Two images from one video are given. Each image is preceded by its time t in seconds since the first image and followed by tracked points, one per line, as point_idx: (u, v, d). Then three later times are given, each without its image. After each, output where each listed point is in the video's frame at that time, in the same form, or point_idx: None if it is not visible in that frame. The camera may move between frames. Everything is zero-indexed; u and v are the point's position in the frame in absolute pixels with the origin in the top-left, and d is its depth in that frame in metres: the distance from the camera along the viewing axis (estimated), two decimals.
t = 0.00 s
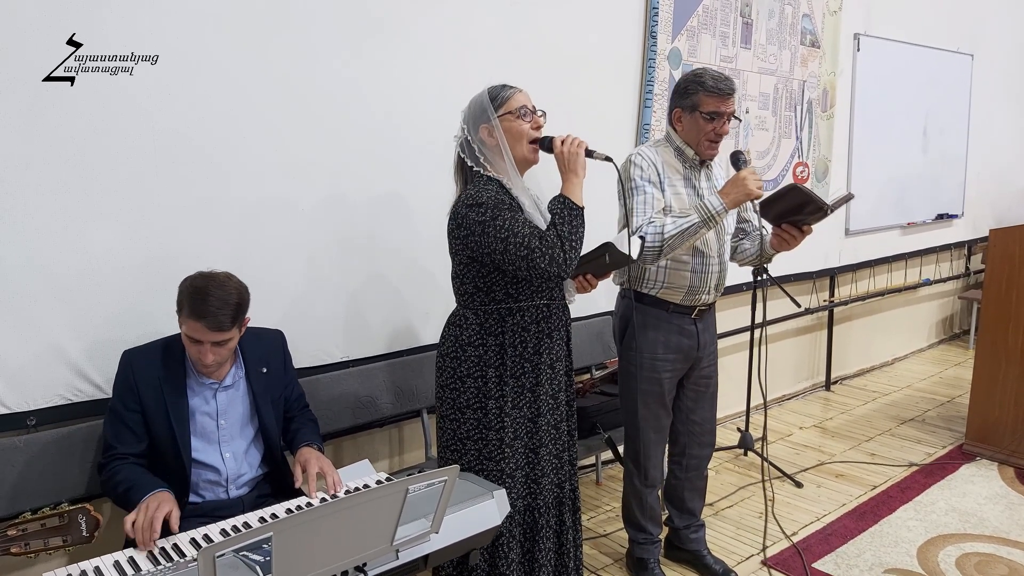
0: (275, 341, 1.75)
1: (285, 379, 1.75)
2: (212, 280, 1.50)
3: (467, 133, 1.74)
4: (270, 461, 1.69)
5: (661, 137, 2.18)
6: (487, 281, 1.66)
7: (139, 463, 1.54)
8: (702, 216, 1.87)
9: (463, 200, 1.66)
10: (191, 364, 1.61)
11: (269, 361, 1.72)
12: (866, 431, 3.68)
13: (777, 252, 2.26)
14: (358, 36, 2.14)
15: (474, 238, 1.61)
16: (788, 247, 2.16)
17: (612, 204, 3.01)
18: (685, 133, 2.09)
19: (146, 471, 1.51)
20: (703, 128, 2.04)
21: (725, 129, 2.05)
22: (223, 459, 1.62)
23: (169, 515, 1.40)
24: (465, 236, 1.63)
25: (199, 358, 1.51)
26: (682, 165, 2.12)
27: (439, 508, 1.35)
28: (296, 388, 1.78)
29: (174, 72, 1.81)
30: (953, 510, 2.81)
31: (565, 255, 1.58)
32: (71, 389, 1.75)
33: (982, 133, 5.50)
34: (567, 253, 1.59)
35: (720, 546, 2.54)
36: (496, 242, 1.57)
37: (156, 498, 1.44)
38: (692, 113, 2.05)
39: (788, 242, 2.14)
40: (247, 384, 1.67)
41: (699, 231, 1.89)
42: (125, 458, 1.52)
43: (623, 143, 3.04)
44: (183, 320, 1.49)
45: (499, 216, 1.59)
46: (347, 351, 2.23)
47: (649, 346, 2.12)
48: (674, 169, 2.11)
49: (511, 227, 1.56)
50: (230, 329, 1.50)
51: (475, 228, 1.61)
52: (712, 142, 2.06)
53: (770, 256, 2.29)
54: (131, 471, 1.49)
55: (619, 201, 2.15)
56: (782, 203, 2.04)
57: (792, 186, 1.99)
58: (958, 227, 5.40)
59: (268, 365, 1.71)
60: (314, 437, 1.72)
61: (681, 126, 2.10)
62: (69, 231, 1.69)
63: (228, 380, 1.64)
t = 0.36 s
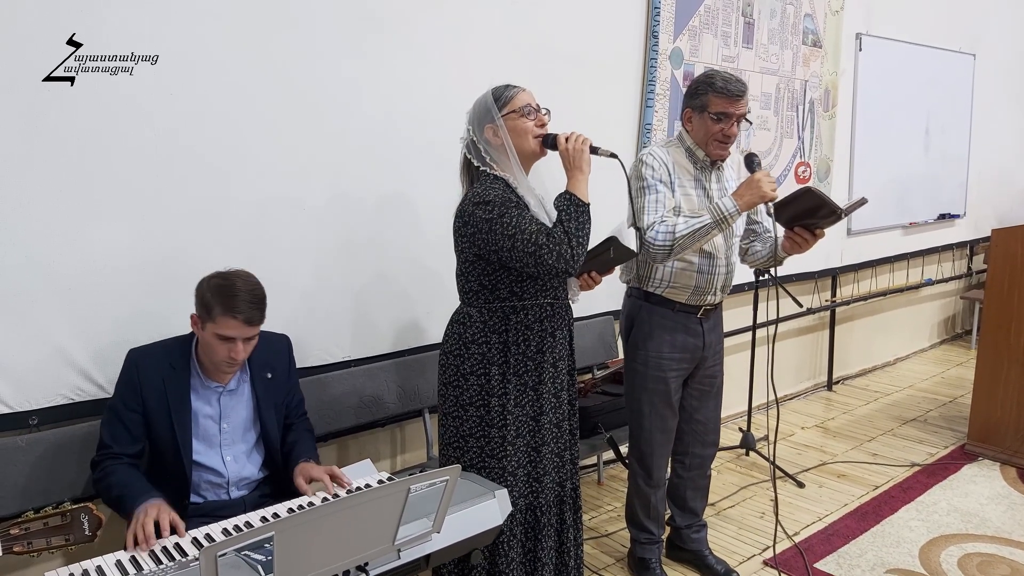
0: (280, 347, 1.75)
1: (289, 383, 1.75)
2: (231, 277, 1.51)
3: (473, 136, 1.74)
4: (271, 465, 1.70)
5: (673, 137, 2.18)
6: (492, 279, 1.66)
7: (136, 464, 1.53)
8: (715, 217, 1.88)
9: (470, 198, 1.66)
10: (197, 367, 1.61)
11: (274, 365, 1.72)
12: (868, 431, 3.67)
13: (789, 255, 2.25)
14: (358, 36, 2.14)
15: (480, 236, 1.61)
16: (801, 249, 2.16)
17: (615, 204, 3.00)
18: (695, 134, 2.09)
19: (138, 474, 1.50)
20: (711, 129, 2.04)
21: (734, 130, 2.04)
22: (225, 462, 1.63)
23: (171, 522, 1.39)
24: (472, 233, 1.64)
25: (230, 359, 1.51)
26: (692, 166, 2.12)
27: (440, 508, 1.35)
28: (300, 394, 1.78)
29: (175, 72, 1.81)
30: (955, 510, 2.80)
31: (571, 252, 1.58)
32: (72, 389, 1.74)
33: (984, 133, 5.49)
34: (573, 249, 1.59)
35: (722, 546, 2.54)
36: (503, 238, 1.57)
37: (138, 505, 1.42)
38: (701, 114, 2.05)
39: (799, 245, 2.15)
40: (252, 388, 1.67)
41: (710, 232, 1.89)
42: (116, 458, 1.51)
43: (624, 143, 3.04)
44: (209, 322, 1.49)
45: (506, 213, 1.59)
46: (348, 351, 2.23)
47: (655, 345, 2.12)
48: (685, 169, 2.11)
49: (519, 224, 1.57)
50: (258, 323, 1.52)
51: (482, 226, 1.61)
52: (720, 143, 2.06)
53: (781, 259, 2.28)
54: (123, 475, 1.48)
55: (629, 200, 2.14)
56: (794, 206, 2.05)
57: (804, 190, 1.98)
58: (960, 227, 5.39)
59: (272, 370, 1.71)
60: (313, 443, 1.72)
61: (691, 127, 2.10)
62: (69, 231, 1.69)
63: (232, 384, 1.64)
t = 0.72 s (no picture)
0: (286, 352, 1.75)
1: (294, 390, 1.75)
2: (237, 281, 1.51)
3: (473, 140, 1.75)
4: (273, 472, 1.70)
5: (679, 138, 2.18)
6: (493, 275, 1.67)
7: (135, 469, 1.53)
8: (717, 213, 1.87)
9: (473, 195, 1.67)
10: (204, 373, 1.61)
11: (280, 373, 1.72)
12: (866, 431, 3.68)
13: (793, 255, 2.25)
14: (357, 36, 2.14)
15: (482, 232, 1.62)
16: (806, 247, 2.15)
17: (614, 203, 3.01)
18: (701, 133, 2.09)
19: (134, 481, 1.50)
20: (719, 127, 2.03)
21: (742, 129, 2.04)
22: (227, 468, 1.63)
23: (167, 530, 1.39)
24: (474, 230, 1.64)
25: (254, 362, 1.51)
26: (697, 166, 2.12)
27: (438, 507, 1.35)
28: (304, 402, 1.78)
29: (175, 72, 1.81)
30: (952, 509, 2.81)
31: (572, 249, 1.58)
32: (71, 389, 1.74)
33: (982, 133, 5.50)
34: (573, 243, 1.58)
35: (719, 546, 2.54)
36: (504, 234, 1.58)
37: (135, 515, 1.43)
38: (709, 112, 2.05)
39: (803, 244, 2.15)
40: (258, 395, 1.67)
41: (714, 229, 1.88)
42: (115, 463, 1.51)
43: (623, 143, 3.04)
44: (225, 331, 1.48)
45: (508, 210, 1.59)
46: (347, 350, 2.23)
47: (657, 343, 2.12)
48: (689, 169, 2.12)
49: (519, 220, 1.57)
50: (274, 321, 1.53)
51: (484, 222, 1.62)
52: (728, 141, 2.06)
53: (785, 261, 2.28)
54: (121, 480, 1.49)
55: (633, 199, 2.15)
56: (797, 204, 2.05)
57: (806, 188, 1.98)
58: (958, 227, 5.40)
59: (279, 377, 1.71)
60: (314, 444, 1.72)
61: (698, 125, 2.10)
62: (68, 232, 1.69)
63: (239, 391, 1.64)
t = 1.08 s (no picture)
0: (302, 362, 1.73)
1: (306, 402, 1.74)
2: (256, 293, 1.48)
3: (476, 140, 1.75)
4: (277, 480, 1.68)
5: (684, 137, 2.18)
6: (493, 271, 1.67)
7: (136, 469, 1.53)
8: (720, 207, 1.86)
9: (475, 192, 1.67)
10: (219, 383, 1.58)
11: (292, 385, 1.70)
12: (866, 431, 3.68)
13: (796, 254, 2.25)
14: (357, 35, 2.14)
15: (484, 228, 1.62)
16: (807, 245, 2.15)
17: (614, 202, 3.00)
18: (707, 131, 2.09)
19: (135, 481, 1.50)
20: (725, 123, 2.03)
21: (747, 126, 2.04)
22: (233, 477, 1.62)
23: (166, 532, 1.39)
24: (476, 226, 1.64)
25: (279, 374, 1.48)
26: (702, 164, 2.12)
27: (439, 507, 1.35)
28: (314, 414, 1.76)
29: (175, 72, 1.80)
30: (953, 509, 2.81)
31: (574, 246, 1.57)
32: (71, 388, 1.74)
33: (982, 132, 5.49)
34: (574, 235, 1.58)
35: (720, 546, 2.54)
36: (505, 229, 1.58)
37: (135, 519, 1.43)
38: (715, 109, 2.04)
39: (806, 242, 2.14)
40: (271, 406, 1.65)
41: (716, 222, 1.88)
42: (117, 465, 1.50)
43: (623, 143, 3.04)
44: (249, 345, 1.45)
45: (509, 207, 1.59)
46: (348, 349, 2.23)
47: (659, 342, 2.12)
48: (694, 167, 2.11)
49: (520, 214, 1.57)
50: (296, 331, 1.51)
51: (486, 218, 1.62)
52: (734, 138, 2.05)
53: (788, 259, 2.27)
54: (124, 477, 1.49)
55: (637, 198, 2.14)
56: (799, 201, 2.05)
57: (807, 184, 1.98)
58: (958, 226, 5.40)
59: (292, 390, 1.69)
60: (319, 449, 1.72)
61: (704, 123, 2.10)
62: (69, 231, 1.69)
63: (254, 403, 1.61)
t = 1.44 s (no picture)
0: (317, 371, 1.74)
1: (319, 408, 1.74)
2: (279, 296, 1.52)
3: (478, 139, 1.76)
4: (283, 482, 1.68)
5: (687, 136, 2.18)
6: (494, 270, 1.67)
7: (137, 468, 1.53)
8: (721, 204, 1.86)
9: (477, 191, 1.67)
10: (237, 388, 1.59)
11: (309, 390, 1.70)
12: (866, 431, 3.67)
13: (798, 255, 2.24)
14: (358, 36, 2.14)
15: (485, 227, 1.62)
16: (807, 246, 2.15)
17: (615, 203, 3.00)
18: (709, 130, 2.09)
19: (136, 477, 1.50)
20: (726, 122, 2.03)
21: (749, 124, 2.04)
22: (242, 480, 1.62)
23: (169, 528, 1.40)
24: (476, 225, 1.65)
25: (306, 374, 1.53)
26: (705, 163, 2.12)
27: (440, 506, 1.35)
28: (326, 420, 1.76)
29: (175, 72, 1.80)
30: (954, 509, 2.80)
31: (573, 248, 1.57)
32: (72, 388, 1.74)
33: (983, 133, 5.48)
34: (575, 236, 1.58)
35: (721, 546, 2.54)
36: (506, 229, 1.58)
37: (141, 511, 1.43)
38: (716, 108, 2.04)
39: (807, 242, 2.14)
40: (285, 413, 1.66)
41: (717, 220, 1.87)
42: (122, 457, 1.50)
43: (624, 143, 3.04)
44: (278, 346, 1.48)
45: (510, 206, 1.59)
46: (349, 349, 2.23)
47: (662, 341, 2.12)
48: (697, 167, 2.11)
49: (521, 214, 1.57)
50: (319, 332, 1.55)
51: (486, 217, 1.62)
52: (735, 137, 2.05)
53: (791, 260, 2.27)
54: (130, 466, 1.49)
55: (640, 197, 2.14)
56: (800, 201, 2.05)
57: (807, 185, 1.99)
58: (959, 226, 5.39)
59: (307, 395, 1.69)
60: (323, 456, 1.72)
61: (705, 123, 2.10)
62: (70, 231, 1.69)
63: (270, 408, 1.63)
